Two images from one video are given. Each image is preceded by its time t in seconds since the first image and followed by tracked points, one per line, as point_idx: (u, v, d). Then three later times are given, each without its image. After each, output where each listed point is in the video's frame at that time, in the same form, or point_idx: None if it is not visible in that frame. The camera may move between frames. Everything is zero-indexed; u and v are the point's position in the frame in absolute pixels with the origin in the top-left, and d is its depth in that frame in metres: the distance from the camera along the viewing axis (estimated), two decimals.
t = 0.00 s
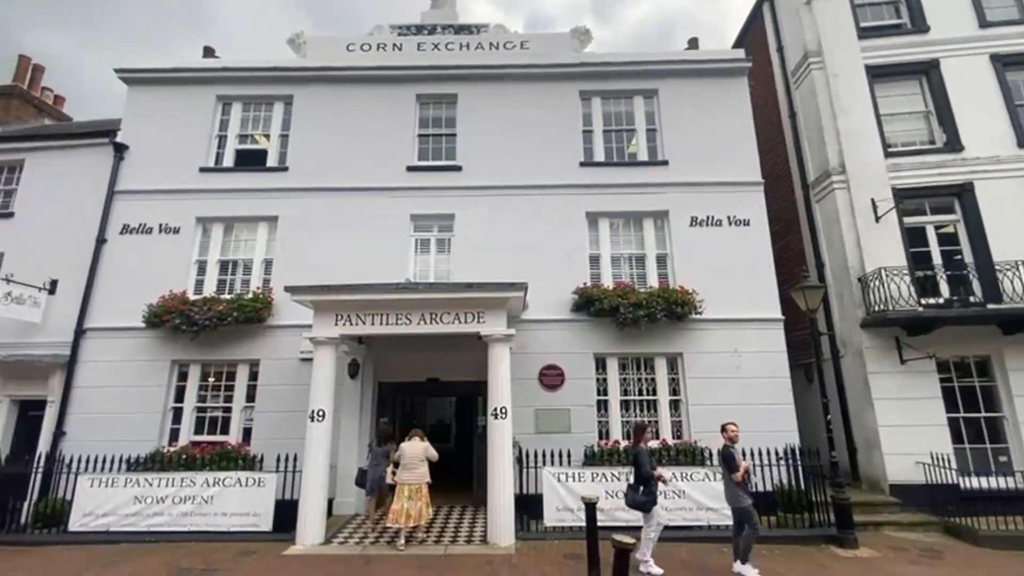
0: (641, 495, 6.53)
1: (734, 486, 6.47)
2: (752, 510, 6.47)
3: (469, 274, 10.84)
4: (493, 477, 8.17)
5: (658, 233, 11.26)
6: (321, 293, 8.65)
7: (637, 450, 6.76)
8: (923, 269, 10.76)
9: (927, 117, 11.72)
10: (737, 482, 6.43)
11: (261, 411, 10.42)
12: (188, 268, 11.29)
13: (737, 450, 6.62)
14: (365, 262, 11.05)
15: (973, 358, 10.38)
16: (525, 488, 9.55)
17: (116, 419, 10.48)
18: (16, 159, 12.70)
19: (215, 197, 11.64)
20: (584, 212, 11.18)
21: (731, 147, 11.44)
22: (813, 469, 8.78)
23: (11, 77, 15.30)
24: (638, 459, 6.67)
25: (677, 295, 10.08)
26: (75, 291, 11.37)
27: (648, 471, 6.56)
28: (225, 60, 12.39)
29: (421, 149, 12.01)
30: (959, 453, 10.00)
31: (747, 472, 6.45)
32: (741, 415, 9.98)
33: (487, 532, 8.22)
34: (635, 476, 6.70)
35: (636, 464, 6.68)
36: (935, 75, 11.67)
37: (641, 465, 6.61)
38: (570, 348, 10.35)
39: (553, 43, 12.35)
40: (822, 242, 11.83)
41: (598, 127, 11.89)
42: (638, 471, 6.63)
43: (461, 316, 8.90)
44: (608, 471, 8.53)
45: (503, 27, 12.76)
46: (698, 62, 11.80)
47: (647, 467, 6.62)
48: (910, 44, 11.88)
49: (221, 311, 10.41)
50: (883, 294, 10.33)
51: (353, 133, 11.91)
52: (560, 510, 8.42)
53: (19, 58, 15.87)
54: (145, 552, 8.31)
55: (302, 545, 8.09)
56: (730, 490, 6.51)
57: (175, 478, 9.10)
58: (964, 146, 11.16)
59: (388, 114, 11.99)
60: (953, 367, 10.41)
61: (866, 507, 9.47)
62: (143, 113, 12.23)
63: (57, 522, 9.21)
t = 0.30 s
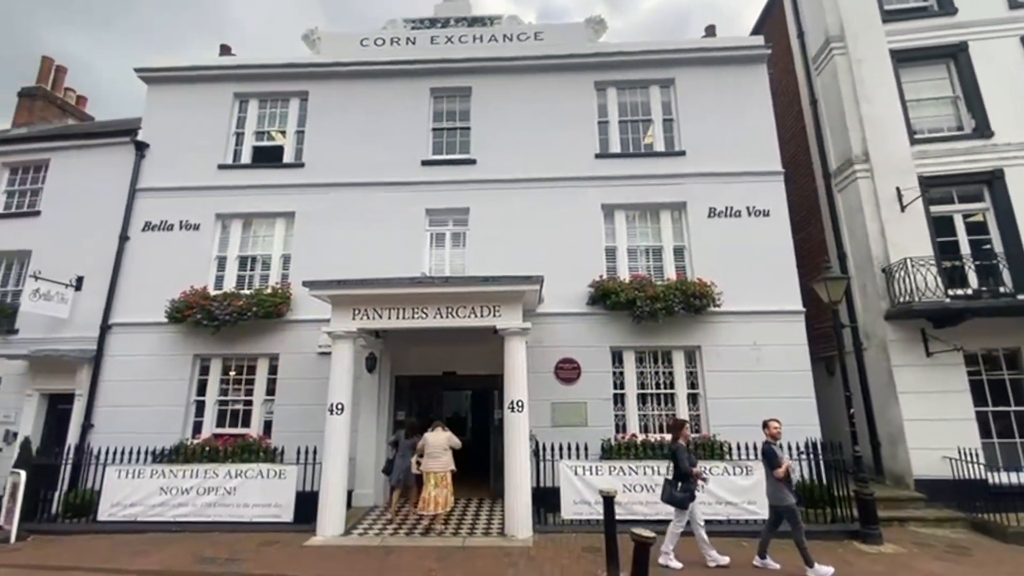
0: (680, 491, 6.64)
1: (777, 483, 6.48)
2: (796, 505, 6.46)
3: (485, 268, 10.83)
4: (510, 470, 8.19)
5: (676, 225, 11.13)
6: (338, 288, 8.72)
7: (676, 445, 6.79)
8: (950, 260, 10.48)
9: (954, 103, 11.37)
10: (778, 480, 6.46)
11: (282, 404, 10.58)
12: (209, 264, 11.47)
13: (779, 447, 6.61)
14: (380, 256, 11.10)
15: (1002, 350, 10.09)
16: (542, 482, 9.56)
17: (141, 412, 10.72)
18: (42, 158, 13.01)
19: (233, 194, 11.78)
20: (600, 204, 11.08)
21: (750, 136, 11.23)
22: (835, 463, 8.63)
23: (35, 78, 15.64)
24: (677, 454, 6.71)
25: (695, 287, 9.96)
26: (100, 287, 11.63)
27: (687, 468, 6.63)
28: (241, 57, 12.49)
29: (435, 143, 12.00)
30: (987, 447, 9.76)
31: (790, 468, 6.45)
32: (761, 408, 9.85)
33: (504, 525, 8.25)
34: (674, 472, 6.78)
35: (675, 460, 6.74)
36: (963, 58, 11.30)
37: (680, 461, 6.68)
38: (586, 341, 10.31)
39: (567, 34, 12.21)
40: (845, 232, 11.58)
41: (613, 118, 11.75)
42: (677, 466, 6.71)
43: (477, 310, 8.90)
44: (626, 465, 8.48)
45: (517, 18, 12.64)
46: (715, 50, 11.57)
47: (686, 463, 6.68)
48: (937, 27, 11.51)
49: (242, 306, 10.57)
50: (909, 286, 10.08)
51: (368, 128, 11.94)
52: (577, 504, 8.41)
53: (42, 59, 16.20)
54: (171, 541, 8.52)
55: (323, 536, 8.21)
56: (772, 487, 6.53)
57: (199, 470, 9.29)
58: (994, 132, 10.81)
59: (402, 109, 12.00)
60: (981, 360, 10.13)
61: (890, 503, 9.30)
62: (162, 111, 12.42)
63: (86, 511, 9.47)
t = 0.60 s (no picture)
0: (721, 483, 6.60)
1: (828, 480, 6.32)
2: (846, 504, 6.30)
3: (501, 262, 10.82)
4: (528, 463, 8.21)
5: (694, 217, 10.97)
6: (356, 283, 8.79)
7: (719, 437, 6.75)
8: (982, 249, 10.11)
9: (986, 87, 10.98)
10: (829, 476, 6.31)
11: (302, 397, 10.73)
12: (230, 260, 11.65)
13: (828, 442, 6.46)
14: (397, 251, 11.16)
15: None
16: (560, 475, 9.56)
17: (167, 404, 10.98)
18: (69, 158, 13.34)
19: (252, 190, 11.93)
20: (617, 196, 10.97)
21: (771, 125, 10.99)
22: (860, 458, 8.46)
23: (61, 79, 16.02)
24: (719, 446, 6.68)
25: (715, 280, 9.81)
26: (126, 283, 11.91)
27: (729, 460, 6.56)
28: (258, 55, 12.61)
29: (450, 137, 11.99)
30: (1019, 443, 9.48)
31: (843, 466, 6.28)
32: (783, 402, 9.70)
33: (522, 517, 8.27)
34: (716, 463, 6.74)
35: (717, 452, 6.71)
36: (996, 40, 10.90)
37: (722, 452, 6.63)
38: (604, 335, 10.25)
39: (583, 24, 12.07)
40: (870, 222, 11.30)
41: (630, 108, 11.60)
42: (719, 458, 6.66)
43: (494, 304, 8.89)
44: (644, 459, 8.43)
45: (532, 10, 12.53)
46: (735, 37, 11.32)
47: (728, 455, 6.63)
48: (968, 8, 11.10)
49: (262, 301, 10.72)
50: (937, 276, 9.80)
51: (383, 123, 11.98)
52: (595, 497, 8.40)
53: (67, 61, 16.57)
54: (198, 531, 8.73)
55: (344, 527, 8.32)
56: (822, 484, 6.36)
57: (224, 461, 9.48)
58: None
59: (417, 103, 12.00)
60: (1014, 353, 9.81)
61: (918, 499, 9.10)
62: (183, 110, 12.61)
63: (116, 501, 9.76)
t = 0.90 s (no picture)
0: (769, 482, 6.37)
1: (880, 479, 6.06)
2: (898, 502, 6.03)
3: (520, 255, 10.80)
4: (548, 455, 8.21)
5: (716, 208, 10.78)
6: (377, 277, 8.87)
7: (766, 435, 6.48)
8: (1019, 238, 9.79)
9: None
10: (881, 474, 6.02)
11: (325, 390, 10.89)
12: (253, 256, 11.85)
13: (881, 439, 6.17)
14: (416, 246, 11.21)
15: None
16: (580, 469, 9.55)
17: (195, 397, 11.26)
18: (98, 158, 13.70)
19: (274, 187, 12.10)
20: (636, 188, 10.83)
21: (795, 112, 10.72)
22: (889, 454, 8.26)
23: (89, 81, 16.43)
24: (768, 444, 6.42)
25: (738, 272, 9.63)
26: (154, 280, 12.21)
27: (778, 459, 6.31)
28: (278, 52, 12.73)
29: (468, 130, 11.97)
30: None
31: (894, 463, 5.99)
32: (807, 396, 9.52)
33: (543, 510, 8.29)
34: (763, 462, 6.49)
35: (765, 450, 6.45)
36: None
37: (771, 451, 6.37)
38: (624, 328, 10.17)
39: (601, 13, 11.90)
40: (900, 211, 10.97)
41: (649, 98, 11.43)
42: (767, 457, 6.41)
43: (513, 297, 8.88)
44: (666, 453, 8.37)
45: None
46: (758, 22, 11.05)
47: (778, 454, 6.37)
48: None
49: (285, 296, 10.88)
50: (971, 266, 9.47)
51: (401, 118, 12.01)
52: (616, 491, 8.36)
53: (95, 63, 16.97)
54: (226, 520, 8.96)
55: (367, 517, 8.46)
56: (873, 482, 6.11)
57: (250, 452, 9.70)
58: None
59: (434, 97, 11.99)
60: None
61: (950, 496, 8.86)
62: (206, 109, 12.83)
63: (147, 490, 10.06)
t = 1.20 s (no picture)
0: (829, 482, 6.14)
1: (945, 478, 5.80)
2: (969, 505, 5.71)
3: (540, 250, 10.76)
4: (570, 449, 8.20)
5: (741, 198, 10.56)
6: (398, 272, 8.93)
7: (824, 432, 6.27)
8: None
9: None
10: (945, 473, 5.76)
11: (348, 384, 11.05)
12: (278, 252, 12.04)
13: (945, 437, 5.89)
14: (436, 240, 11.25)
15: None
16: (602, 463, 9.53)
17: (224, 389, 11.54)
18: (128, 158, 14.07)
19: (297, 184, 12.26)
20: (658, 180, 10.67)
21: (823, 100, 10.42)
22: (921, 450, 8.02)
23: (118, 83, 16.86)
24: (826, 442, 6.20)
25: (763, 264, 9.42)
26: (183, 276, 12.52)
27: (838, 457, 6.09)
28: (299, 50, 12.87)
29: (487, 124, 11.93)
30: None
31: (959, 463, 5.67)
32: (835, 391, 9.31)
33: (564, 504, 8.28)
34: (822, 460, 6.27)
35: (824, 448, 6.23)
36: None
37: (830, 449, 6.16)
38: (645, 322, 10.07)
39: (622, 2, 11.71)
40: (934, 200, 10.59)
41: (671, 88, 11.23)
42: (826, 455, 6.20)
43: (533, 291, 8.84)
44: (689, 448, 8.28)
45: None
46: (784, 7, 10.75)
47: (837, 452, 6.14)
48: None
49: (309, 291, 11.05)
50: (1011, 257, 9.10)
51: (421, 113, 12.04)
52: (639, 486, 8.31)
53: (124, 66, 17.40)
54: (255, 509, 9.19)
55: (391, 509, 8.58)
56: (939, 482, 5.85)
57: (277, 444, 9.91)
58: None
59: (453, 91, 11.98)
60: None
61: (986, 495, 8.58)
62: (230, 107, 13.05)
63: (179, 479, 10.36)
